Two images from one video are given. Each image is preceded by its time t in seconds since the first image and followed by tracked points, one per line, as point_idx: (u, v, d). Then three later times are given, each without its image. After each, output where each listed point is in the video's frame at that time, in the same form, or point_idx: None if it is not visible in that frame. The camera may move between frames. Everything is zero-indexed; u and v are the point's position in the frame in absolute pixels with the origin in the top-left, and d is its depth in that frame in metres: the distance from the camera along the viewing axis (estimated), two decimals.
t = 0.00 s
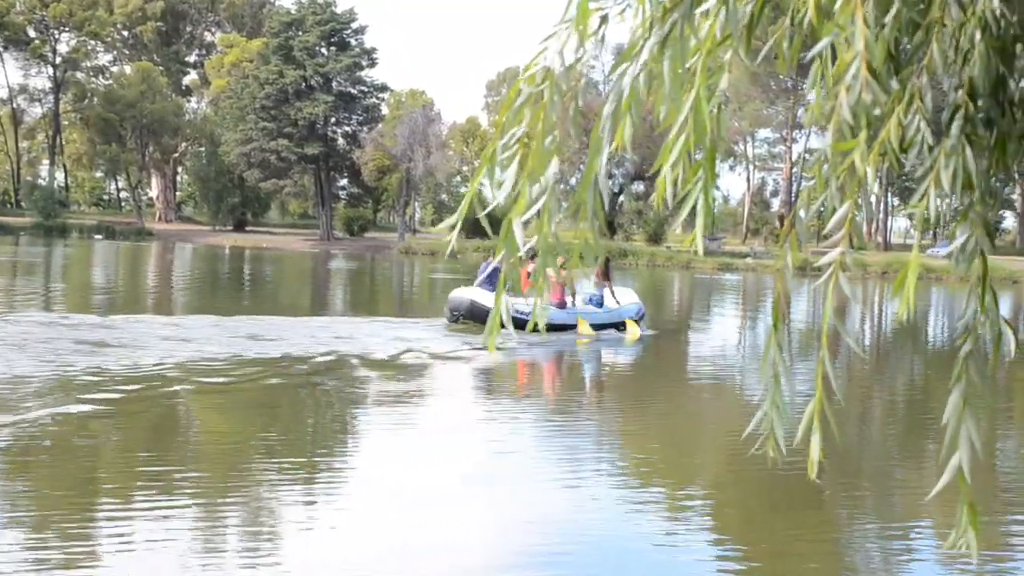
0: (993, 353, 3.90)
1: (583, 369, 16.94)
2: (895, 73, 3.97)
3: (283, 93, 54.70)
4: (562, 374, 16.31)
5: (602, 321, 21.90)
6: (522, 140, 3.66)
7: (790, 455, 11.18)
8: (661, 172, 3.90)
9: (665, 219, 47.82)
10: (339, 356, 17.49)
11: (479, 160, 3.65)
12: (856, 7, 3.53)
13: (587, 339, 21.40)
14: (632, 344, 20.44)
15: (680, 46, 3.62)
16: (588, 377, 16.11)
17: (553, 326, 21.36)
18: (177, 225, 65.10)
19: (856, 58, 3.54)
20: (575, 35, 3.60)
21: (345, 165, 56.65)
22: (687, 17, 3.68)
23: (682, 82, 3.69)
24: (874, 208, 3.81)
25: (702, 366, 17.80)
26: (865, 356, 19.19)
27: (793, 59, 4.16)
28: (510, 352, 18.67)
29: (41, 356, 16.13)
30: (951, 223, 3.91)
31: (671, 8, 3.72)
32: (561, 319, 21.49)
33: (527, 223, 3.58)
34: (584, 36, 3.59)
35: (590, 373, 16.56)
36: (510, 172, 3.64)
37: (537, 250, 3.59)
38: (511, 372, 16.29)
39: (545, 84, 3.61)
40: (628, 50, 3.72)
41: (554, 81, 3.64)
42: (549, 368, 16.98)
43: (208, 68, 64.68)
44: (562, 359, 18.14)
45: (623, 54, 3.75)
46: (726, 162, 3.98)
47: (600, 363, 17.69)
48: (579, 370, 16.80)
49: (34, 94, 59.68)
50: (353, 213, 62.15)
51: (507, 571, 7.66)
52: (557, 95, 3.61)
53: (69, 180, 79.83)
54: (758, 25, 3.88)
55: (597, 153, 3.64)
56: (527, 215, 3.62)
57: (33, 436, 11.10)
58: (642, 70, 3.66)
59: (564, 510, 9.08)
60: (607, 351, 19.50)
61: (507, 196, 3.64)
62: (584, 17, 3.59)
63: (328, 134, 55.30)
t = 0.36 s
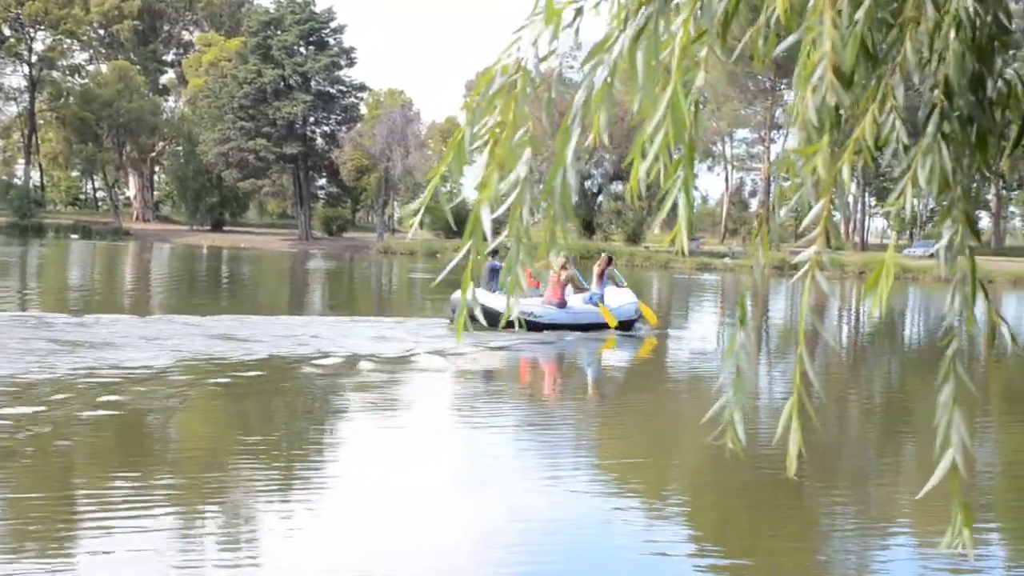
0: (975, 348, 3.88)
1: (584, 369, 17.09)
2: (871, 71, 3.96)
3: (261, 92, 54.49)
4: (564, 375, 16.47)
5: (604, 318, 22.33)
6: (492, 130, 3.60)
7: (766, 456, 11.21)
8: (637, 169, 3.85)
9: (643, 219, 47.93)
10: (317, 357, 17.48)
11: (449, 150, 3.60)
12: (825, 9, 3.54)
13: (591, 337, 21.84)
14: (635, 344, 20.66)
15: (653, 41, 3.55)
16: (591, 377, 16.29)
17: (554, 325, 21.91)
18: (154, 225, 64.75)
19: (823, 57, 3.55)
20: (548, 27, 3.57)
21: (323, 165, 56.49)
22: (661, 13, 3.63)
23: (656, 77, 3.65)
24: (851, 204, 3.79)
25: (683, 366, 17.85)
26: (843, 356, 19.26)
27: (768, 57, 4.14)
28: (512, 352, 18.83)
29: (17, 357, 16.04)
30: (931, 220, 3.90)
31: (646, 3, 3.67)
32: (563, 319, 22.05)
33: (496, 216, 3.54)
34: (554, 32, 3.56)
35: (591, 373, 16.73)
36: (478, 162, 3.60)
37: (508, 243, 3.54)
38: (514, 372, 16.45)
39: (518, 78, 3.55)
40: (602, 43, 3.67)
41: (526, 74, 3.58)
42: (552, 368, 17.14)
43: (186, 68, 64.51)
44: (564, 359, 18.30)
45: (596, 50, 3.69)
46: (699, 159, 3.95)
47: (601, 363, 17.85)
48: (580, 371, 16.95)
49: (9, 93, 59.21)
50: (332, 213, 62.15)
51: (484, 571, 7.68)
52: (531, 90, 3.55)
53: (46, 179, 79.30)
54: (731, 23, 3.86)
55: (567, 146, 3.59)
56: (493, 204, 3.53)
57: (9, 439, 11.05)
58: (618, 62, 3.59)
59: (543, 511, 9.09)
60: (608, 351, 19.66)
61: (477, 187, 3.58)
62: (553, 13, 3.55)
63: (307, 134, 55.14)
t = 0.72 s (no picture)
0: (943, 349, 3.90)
1: (576, 369, 17.33)
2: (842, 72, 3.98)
3: (231, 92, 54.28)
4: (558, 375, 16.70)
5: (593, 321, 22.58)
6: (465, 133, 3.58)
7: (736, 457, 11.25)
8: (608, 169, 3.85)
9: (614, 221, 48.11)
10: (288, 358, 17.43)
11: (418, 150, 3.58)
12: (794, 9, 3.56)
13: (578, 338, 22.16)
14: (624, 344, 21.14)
15: (624, 43, 3.56)
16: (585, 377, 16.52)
17: (546, 325, 22.10)
18: (123, 225, 64.30)
19: (791, 56, 3.55)
20: (519, 30, 3.56)
21: (294, 166, 56.33)
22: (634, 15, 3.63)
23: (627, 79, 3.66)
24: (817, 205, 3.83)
25: (656, 367, 17.95)
26: (813, 357, 19.43)
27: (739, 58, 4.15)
28: (506, 352, 19.15)
29: None
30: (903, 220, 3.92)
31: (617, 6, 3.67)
32: (555, 319, 22.23)
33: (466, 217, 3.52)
34: (526, 33, 3.55)
35: (586, 373, 16.97)
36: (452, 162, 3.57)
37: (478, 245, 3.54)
38: (509, 372, 16.70)
39: (492, 83, 3.57)
40: (573, 47, 3.66)
41: (498, 76, 3.57)
42: (548, 368, 17.37)
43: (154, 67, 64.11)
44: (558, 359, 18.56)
45: (568, 52, 3.68)
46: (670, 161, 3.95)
47: (594, 363, 18.10)
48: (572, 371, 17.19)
49: None
50: (302, 213, 61.98)
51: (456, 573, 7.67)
52: (502, 92, 3.55)
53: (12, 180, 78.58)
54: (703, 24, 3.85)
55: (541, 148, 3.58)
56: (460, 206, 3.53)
57: None
58: (593, 63, 3.58)
59: (516, 513, 9.09)
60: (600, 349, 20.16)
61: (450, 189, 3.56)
62: (525, 14, 3.55)
63: (278, 135, 54.97)
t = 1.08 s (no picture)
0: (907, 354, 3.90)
1: (565, 369, 17.56)
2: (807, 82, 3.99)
3: (198, 93, 53.99)
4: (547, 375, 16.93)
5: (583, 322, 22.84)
6: (445, 150, 3.56)
7: (704, 458, 11.30)
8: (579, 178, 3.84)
9: (583, 223, 48.26)
10: (257, 360, 17.35)
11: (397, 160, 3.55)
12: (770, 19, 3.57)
13: (579, 338, 22.57)
14: (614, 344, 21.48)
15: (596, 53, 3.56)
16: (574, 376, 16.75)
17: (541, 327, 22.58)
18: (88, 227, 63.79)
19: (768, 64, 3.56)
20: (494, 44, 3.55)
21: (262, 167, 56.09)
22: (603, 27, 3.64)
23: (597, 90, 3.66)
24: (785, 212, 3.84)
25: (626, 367, 18.04)
26: (782, 357, 19.58)
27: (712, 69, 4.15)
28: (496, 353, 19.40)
29: None
30: (862, 228, 3.94)
31: (589, 18, 3.67)
32: (549, 320, 22.68)
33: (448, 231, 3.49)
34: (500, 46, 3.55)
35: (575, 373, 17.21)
36: (431, 176, 3.55)
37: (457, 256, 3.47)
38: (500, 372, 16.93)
39: (467, 96, 3.55)
40: (546, 58, 3.64)
41: (474, 89, 3.56)
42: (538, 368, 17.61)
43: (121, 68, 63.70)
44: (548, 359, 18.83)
45: (542, 62, 3.67)
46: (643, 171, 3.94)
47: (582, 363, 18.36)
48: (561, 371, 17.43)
49: None
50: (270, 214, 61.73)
51: None
52: (480, 106, 3.53)
53: None
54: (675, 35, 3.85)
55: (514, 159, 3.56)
56: (446, 223, 3.44)
57: None
58: (566, 74, 3.57)
59: (484, 517, 9.07)
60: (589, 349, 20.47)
61: (428, 201, 3.53)
62: (501, 29, 3.54)
63: (246, 136, 54.77)
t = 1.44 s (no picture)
0: (899, 360, 3.94)
1: (584, 370, 17.77)
2: (809, 89, 3.96)
3: (196, 95, 53.99)
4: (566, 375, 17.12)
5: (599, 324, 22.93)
6: (439, 155, 3.54)
7: (702, 461, 11.30)
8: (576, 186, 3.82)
9: (581, 225, 48.30)
10: (257, 362, 17.35)
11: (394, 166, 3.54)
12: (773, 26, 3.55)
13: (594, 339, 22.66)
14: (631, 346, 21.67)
15: (598, 61, 3.53)
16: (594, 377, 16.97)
17: (558, 328, 22.60)
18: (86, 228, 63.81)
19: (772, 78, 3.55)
20: (495, 50, 3.54)
21: (260, 168, 56.11)
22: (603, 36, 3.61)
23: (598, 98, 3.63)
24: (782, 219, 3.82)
25: (628, 368, 18.10)
26: (783, 359, 19.62)
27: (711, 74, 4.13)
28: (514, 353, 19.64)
29: None
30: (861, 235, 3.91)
31: (590, 26, 3.65)
32: (566, 322, 22.70)
33: (439, 239, 3.46)
34: (500, 51, 3.54)
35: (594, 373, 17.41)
36: (424, 182, 3.54)
37: (454, 265, 3.51)
38: (521, 372, 17.15)
39: (464, 102, 3.53)
40: (547, 64, 3.62)
41: (474, 95, 3.54)
42: (557, 368, 17.82)
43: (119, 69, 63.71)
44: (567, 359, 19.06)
45: (543, 69, 3.64)
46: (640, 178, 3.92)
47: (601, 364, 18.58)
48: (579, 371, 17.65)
49: None
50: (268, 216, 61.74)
51: None
52: (475, 113, 3.52)
53: None
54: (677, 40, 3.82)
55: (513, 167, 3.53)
56: (438, 228, 3.46)
57: None
58: (565, 82, 3.53)
59: (482, 520, 9.06)
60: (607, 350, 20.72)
61: (423, 208, 3.50)
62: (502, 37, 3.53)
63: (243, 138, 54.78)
